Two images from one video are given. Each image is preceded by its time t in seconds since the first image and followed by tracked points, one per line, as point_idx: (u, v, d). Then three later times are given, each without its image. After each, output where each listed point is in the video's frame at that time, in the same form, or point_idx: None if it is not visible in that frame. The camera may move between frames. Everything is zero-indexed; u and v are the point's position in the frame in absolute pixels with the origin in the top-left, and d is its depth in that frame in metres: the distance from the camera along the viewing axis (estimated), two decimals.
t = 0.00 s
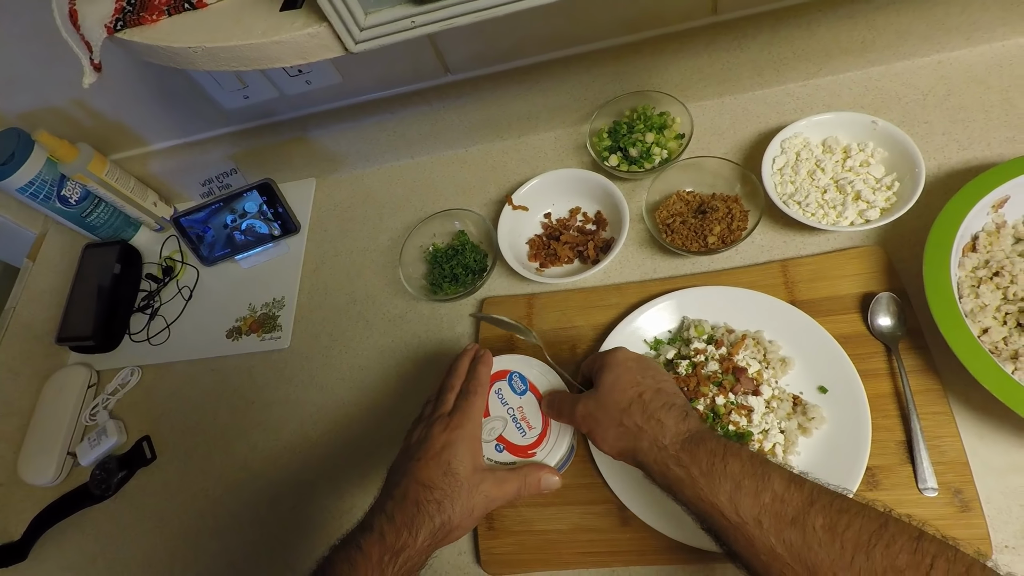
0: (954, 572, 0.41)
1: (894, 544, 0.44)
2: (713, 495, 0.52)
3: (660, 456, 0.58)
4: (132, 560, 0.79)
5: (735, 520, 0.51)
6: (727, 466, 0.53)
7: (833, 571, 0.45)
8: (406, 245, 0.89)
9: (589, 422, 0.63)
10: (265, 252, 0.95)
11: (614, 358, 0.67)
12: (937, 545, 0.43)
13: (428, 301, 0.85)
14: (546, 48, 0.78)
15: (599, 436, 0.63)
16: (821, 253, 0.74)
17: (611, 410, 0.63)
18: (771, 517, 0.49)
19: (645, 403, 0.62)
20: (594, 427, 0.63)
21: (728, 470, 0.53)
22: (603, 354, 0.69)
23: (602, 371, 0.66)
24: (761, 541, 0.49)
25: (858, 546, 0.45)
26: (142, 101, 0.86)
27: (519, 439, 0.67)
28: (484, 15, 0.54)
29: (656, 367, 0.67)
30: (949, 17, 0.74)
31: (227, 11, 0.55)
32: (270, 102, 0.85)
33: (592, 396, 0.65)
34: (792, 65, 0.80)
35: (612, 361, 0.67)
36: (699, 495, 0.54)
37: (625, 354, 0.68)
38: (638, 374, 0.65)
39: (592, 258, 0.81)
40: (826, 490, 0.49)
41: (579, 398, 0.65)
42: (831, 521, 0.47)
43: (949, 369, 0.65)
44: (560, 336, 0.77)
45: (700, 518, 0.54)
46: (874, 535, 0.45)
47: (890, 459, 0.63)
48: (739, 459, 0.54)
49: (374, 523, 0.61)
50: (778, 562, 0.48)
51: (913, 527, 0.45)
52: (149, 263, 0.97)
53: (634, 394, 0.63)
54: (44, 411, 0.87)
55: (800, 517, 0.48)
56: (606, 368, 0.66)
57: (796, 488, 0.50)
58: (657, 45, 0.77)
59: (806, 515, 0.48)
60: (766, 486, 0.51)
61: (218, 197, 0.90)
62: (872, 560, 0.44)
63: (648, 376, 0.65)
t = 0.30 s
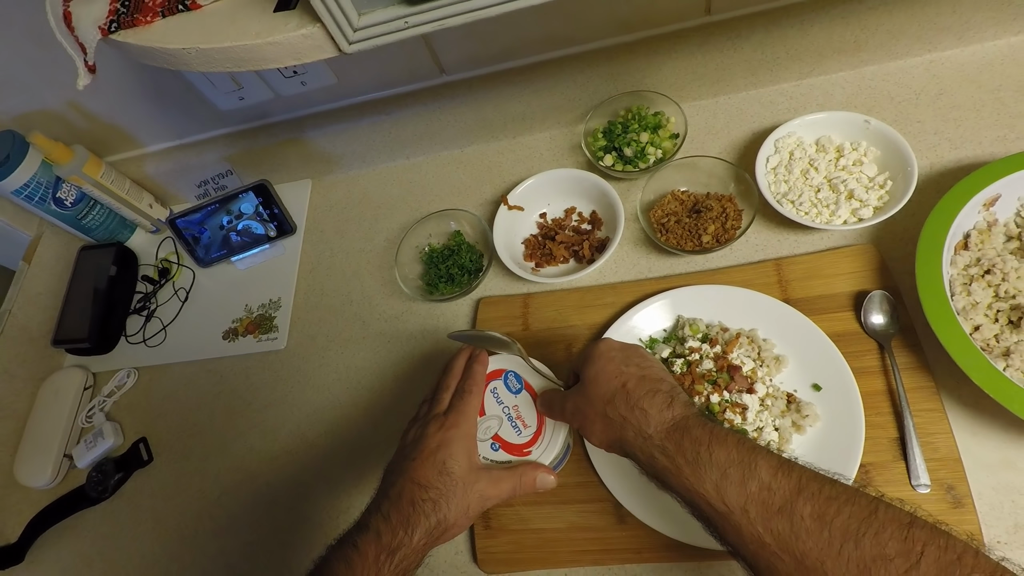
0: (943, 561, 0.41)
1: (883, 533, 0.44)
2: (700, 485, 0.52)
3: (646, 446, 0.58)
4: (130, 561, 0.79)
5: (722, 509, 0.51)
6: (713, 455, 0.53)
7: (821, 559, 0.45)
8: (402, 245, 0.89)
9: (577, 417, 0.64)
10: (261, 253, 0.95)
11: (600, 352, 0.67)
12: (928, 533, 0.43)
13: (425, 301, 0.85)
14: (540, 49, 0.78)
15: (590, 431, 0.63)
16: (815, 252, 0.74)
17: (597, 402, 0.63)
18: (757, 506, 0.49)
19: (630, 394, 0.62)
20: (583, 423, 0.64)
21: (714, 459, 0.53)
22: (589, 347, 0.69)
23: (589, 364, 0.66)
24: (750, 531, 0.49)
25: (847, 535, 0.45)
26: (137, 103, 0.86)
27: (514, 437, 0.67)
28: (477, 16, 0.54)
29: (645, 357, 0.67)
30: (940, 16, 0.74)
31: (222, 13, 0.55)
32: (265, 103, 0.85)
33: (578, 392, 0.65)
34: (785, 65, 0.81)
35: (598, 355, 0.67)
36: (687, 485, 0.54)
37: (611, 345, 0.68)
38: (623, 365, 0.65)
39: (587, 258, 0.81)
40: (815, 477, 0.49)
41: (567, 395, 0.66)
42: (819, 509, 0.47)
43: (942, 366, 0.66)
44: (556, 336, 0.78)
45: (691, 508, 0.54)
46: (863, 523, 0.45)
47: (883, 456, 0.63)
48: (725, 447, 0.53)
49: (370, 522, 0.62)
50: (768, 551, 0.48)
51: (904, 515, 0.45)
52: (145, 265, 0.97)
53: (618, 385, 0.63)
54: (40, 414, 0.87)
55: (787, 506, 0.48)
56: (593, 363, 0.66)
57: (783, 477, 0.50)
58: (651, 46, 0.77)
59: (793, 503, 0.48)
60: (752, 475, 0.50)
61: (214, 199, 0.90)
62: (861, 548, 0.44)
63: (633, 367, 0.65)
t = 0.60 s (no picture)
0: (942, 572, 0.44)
1: (884, 545, 0.47)
2: (708, 491, 0.53)
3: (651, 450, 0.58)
4: (126, 568, 0.79)
5: (728, 515, 0.51)
6: (722, 463, 0.54)
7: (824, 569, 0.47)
8: (398, 248, 0.89)
9: (580, 415, 0.63)
10: (257, 257, 0.95)
11: (613, 356, 0.66)
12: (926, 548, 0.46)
13: (420, 304, 0.85)
14: (534, 51, 0.78)
15: (592, 431, 0.62)
16: (810, 252, 0.74)
17: (606, 404, 0.62)
18: (765, 514, 0.50)
19: (641, 400, 0.62)
20: (585, 422, 0.63)
21: (723, 466, 0.54)
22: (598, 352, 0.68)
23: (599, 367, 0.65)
24: (755, 538, 0.50)
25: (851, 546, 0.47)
26: (131, 108, 0.86)
27: (504, 439, 0.67)
28: (469, 18, 0.54)
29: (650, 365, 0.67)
30: (933, 16, 0.75)
31: (213, 18, 0.55)
32: (260, 107, 0.85)
33: (585, 391, 0.64)
34: (779, 66, 0.81)
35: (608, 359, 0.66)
36: (692, 490, 0.54)
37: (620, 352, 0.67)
38: (634, 372, 0.65)
39: (583, 259, 0.81)
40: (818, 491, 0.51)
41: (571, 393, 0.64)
42: (823, 521, 0.49)
43: (937, 365, 0.66)
44: (551, 338, 0.78)
45: (687, 514, 0.54)
46: (865, 535, 0.47)
47: (880, 456, 0.63)
48: (733, 457, 0.55)
49: (361, 529, 0.61)
50: (772, 559, 0.49)
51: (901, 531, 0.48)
52: (140, 270, 0.97)
53: (629, 390, 0.63)
54: (35, 420, 0.86)
55: (793, 516, 0.50)
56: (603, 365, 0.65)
57: (790, 488, 0.52)
58: (644, 47, 0.77)
59: (800, 513, 0.50)
60: (760, 484, 0.52)
61: (209, 202, 0.89)
62: (864, 559, 0.46)
63: (643, 374, 0.65)
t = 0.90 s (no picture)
0: None
1: None
2: (715, 539, 0.57)
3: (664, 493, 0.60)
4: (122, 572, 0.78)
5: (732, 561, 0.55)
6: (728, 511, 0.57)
7: None
8: (395, 248, 0.88)
9: (598, 439, 0.61)
10: (252, 258, 0.94)
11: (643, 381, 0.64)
12: None
13: (418, 305, 0.85)
14: (531, 49, 0.77)
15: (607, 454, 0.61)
16: (811, 251, 0.74)
17: (626, 437, 0.61)
18: (768, 562, 0.54)
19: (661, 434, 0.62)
20: (602, 445, 0.61)
21: (729, 515, 0.57)
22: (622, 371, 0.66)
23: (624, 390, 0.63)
24: None
25: None
26: (123, 108, 0.85)
27: (508, 441, 0.66)
28: (463, 14, 0.53)
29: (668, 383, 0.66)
30: (934, 12, 0.74)
31: (203, 14, 0.55)
32: (255, 107, 0.84)
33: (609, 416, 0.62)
34: (778, 63, 0.80)
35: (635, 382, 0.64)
36: (699, 536, 0.57)
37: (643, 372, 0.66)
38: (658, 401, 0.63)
39: (581, 259, 0.81)
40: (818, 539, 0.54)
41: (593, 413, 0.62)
42: (823, 568, 0.52)
43: (939, 365, 0.65)
44: (549, 340, 0.77)
45: (693, 555, 0.58)
46: None
47: (882, 456, 0.62)
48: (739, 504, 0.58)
49: (387, 531, 0.60)
50: None
51: None
52: (135, 272, 0.96)
53: (651, 428, 0.62)
54: (29, 424, 0.86)
55: (794, 563, 0.54)
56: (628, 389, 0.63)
57: (793, 537, 0.55)
58: (642, 45, 0.76)
59: (802, 562, 0.53)
60: (764, 532, 0.56)
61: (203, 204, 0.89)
62: None
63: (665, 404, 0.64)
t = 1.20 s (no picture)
0: None
1: None
2: None
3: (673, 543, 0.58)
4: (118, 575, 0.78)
5: None
6: (739, 557, 0.56)
7: None
8: (391, 249, 0.88)
9: (609, 487, 0.59)
10: (249, 259, 0.94)
11: (645, 421, 0.62)
12: None
13: (414, 305, 0.85)
14: (526, 50, 0.77)
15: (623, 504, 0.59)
16: (806, 250, 0.74)
17: (638, 488, 0.59)
18: None
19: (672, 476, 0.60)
20: (616, 496, 0.59)
21: (739, 562, 0.55)
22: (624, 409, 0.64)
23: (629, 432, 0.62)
24: None
25: None
26: (118, 109, 0.85)
27: (503, 439, 0.63)
28: (457, 15, 0.53)
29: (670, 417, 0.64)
30: (927, 12, 0.74)
31: (196, 16, 0.55)
32: (250, 107, 0.84)
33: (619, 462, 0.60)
34: (773, 63, 0.80)
35: (637, 421, 0.62)
36: None
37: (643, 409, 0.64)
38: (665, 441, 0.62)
39: (577, 259, 0.81)
40: None
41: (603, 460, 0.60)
42: None
43: (934, 363, 0.66)
44: (546, 339, 0.77)
45: None
46: None
47: (877, 455, 0.62)
48: (750, 549, 0.56)
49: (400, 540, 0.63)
50: None
51: None
52: (130, 273, 0.96)
53: (664, 477, 0.60)
54: (25, 426, 0.86)
55: None
56: (631, 430, 0.62)
57: None
58: (636, 45, 0.77)
59: None
60: None
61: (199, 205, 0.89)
62: None
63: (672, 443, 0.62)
